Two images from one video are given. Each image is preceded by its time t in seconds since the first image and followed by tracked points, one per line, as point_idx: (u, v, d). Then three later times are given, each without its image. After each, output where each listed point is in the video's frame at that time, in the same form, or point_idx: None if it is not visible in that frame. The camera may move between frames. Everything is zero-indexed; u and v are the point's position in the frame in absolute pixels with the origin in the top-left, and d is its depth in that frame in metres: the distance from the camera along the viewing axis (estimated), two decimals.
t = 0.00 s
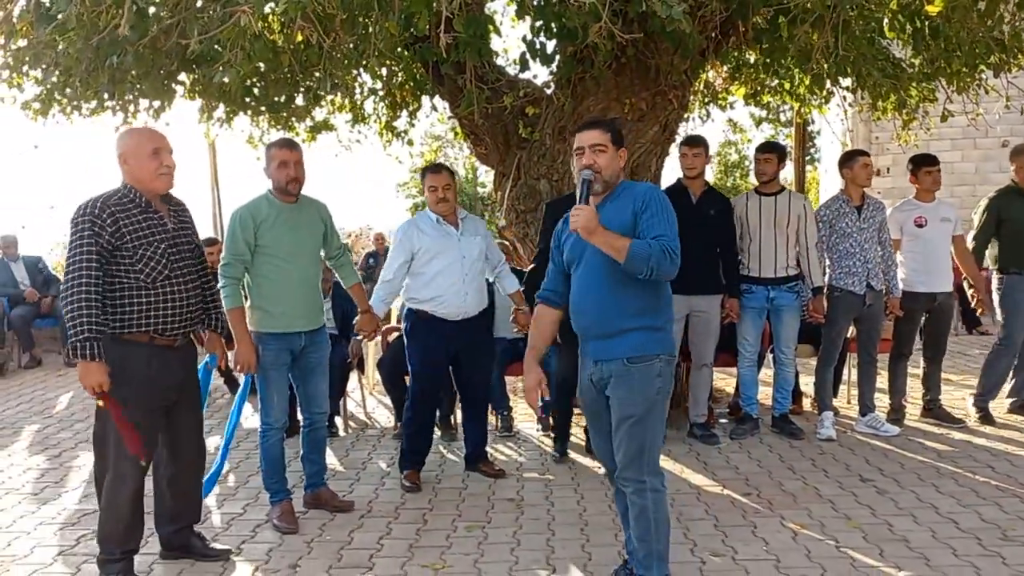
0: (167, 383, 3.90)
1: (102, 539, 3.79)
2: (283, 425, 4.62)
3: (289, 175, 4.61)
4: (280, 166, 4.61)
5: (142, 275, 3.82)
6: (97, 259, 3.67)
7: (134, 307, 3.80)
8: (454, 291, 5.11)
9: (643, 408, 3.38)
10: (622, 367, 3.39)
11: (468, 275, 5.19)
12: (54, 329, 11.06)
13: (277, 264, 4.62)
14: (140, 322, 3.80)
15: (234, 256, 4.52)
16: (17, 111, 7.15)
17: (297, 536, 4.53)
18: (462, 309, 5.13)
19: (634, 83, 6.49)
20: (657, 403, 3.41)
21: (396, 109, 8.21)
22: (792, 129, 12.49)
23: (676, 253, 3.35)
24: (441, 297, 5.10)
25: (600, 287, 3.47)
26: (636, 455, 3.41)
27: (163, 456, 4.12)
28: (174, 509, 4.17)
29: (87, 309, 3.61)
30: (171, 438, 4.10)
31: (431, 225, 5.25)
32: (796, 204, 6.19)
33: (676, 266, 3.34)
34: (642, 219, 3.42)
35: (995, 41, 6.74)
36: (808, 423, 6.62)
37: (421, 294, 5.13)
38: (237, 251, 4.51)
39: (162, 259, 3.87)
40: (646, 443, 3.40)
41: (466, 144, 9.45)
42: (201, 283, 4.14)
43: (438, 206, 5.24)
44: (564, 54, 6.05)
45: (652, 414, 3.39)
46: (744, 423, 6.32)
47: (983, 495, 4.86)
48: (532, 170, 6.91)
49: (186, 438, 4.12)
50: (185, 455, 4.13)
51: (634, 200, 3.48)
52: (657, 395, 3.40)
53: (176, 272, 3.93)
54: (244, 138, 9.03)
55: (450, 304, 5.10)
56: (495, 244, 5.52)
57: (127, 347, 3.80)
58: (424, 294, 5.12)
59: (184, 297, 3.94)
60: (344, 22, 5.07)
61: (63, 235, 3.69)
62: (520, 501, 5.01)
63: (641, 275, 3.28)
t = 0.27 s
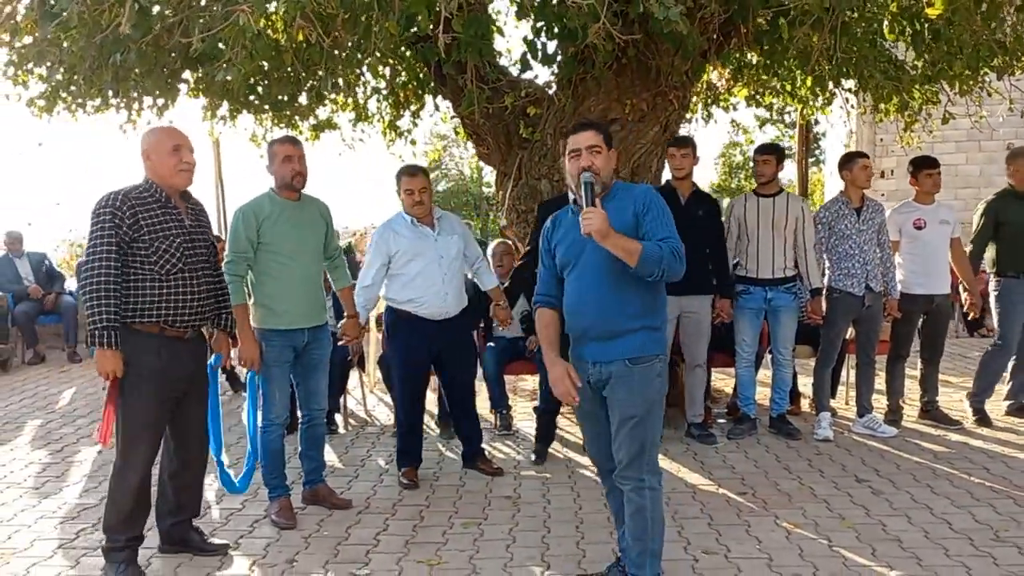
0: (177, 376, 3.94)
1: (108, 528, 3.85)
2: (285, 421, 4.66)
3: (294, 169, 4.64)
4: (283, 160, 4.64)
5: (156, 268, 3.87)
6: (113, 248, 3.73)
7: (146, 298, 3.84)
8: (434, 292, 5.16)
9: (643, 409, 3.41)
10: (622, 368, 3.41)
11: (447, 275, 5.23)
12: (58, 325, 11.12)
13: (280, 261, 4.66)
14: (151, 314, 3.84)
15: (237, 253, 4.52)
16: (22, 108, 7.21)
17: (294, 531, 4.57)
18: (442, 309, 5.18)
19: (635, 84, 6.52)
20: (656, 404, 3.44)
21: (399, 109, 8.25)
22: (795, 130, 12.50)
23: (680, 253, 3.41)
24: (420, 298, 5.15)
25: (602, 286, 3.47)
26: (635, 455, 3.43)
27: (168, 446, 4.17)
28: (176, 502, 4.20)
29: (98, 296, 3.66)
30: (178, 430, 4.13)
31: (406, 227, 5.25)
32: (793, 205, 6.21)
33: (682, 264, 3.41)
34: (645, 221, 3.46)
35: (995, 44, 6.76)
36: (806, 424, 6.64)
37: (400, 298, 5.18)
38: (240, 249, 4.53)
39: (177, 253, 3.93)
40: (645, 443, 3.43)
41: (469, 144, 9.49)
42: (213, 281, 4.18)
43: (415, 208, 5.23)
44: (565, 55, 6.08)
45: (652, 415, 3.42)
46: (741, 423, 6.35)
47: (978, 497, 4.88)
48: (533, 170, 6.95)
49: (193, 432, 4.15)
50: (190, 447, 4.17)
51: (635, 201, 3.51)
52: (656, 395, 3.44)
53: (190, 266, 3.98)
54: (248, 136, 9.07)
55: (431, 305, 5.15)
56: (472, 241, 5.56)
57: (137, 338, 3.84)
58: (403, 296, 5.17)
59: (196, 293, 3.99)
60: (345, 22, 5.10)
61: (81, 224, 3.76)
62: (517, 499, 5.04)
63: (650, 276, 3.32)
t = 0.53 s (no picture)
0: (182, 371, 3.97)
1: (116, 520, 3.90)
2: (288, 418, 4.69)
3: (303, 164, 4.68)
4: (291, 156, 4.67)
5: (157, 263, 3.90)
6: (114, 243, 3.75)
7: (146, 294, 3.86)
8: (422, 290, 5.19)
9: (632, 409, 3.43)
10: (610, 368, 3.43)
11: (434, 272, 5.26)
12: (62, 321, 11.17)
13: (285, 257, 4.69)
14: (152, 309, 3.87)
15: (243, 249, 4.56)
16: (27, 106, 7.24)
17: (292, 527, 4.59)
18: (431, 307, 5.21)
19: (635, 83, 6.53)
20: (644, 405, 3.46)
21: (401, 107, 8.27)
22: (799, 130, 12.50)
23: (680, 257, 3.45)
24: (409, 296, 5.17)
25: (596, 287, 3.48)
26: (622, 455, 3.45)
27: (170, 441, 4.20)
28: (175, 497, 4.24)
29: (104, 291, 3.70)
30: (181, 425, 4.16)
31: (391, 225, 5.26)
32: (791, 205, 6.23)
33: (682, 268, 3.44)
34: (644, 224, 3.48)
35: (996, 44, 6.75)
36: (805, 424, 6.66)
37: (388, 296, 5.20)
38: (247, 245, 4.57)
39: (179, 249, 3.95)
40: (632, 444, 3.45)
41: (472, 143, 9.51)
42: (216, 277, 4.20)
43: (399, 207, 5.25)
44: (566, 54, 6.10)
45: (640, 416, 3.44)
46: (740, 422, 6.36)
47: (974, 497, 4.89)
48: (534, 169, 6.97)
49: (195, 428, 4.18)
50: (193, 442, 4.20)
51: (633, 201, 3.53)
52: (645, 397, 3.45)
53: (194, 262, 4.01)
54: (252, 134, 9.10)
55: (420, 303, 5.18)
56: (455, 236, 5.56)
57: (138, 333, 3.86)
58: (392, 294, 5.19)
59: (197, 289, 4.01)
60: (345, 21, 5.12)
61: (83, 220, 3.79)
62: (514, 496, 5.07)
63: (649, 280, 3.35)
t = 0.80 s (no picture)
0: (189, 368, 4.00)
1: (124, 516, 3.93)
2: (295, 414, 4.71)
3: (313, 161, 4.71)
4: (303, 152, 4.70)
5: (162, 261, 3.92)
6: (117, 242, 3.78)
7: (152, 292, 3.89)
8: (424, 286, 5.21)
9: (625, 409, 3.44)
10: (602, 369, 3.45)
11: (436, 267, 5.29)
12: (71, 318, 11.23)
13: (294, 253, 4.71)
14: (158, 307, 3.89)
15: (254, 245, 4.59)
16: (34, 104, 7.28)
17: (297, 523, 4.62)
18: (433, 303, 5.24)
19: (640, 80, 6.53)
20: (640, 404, 3.46)
21: (407, 105, 8.28)
22: (807, 126, 12.45)
23: (679, 269, 3.40)
24: (410, 292, 5.19)
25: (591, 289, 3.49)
26: (618, 455, 3.47)
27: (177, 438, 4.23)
28: (182, 493, 4.26)
29: (110, 289, 3.73)
30: (188, 423, 4.18)
31: (392, 222, 5.29)
32: (795, 201, 6.22)
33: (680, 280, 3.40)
34: (642, 233, 3.43)
35: (1004, 39, 6.71)
36: (811, 420, 6.65)
37: (392, 292, 5.22)
38: (258, 241, 4.59)
39: (183, 246, 3.97)
40: (629, 443, 3.46)
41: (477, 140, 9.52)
42: (221, 273, 4.22)
43: (400, 203, 5.27)
44: (570, 51, 6.10)
45: (633, 416, 3.45)
46: (745, 419, 6.36)
47: (979, 494, 4.88)
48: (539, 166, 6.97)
49: (202, 425, 4.20)
50: (200, 439, 4.22)
51: (631, 205, 3.48)
52: (639, 396, 3.45)
53: (198, 259, 4.04)
54: (258, 131, 9.13)
55: (422, 298, 5.20)
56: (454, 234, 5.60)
57: (145, 331, 3.89)
58: (395, 290, 5.21)
59: (202, 286, 4.04)
60: (349, 19, 5.13)
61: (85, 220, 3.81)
62: (519, 492, 5.08)
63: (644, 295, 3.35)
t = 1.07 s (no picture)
0: (196, 368, 4.00)
1: (133, 516, 3.93)
2: (304, 412, 4.71)
3: (320, 159, 4.71)
4: (312, 151, 4.70)
5: (167, 260, 3.93)
6: (122, 242, 3.78)
7: (158, 292, 3.90)
8: (434, 283, 5.21)
9: (626, 410, 3.44)
10: (601, 370, 3.46)
11: (446, 265, 5.29)
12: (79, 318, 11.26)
13: (302, 251, 4.71)
14: (164, 307, 3.90)
15: (264, 245, 4.59)
16: (42, 104, 7.30)
17: (307, 521, 4.62)
18: (443, 300, 5.24)
19: (647, 77, 6.52)
20: (641, 403, 3.45)
21: (414, 103, 8.28)
22: (814, 123, 12.41)
23: (663, 272, 3.32)
24: (420, 289, 5.19)
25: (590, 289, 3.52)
26: (626, 454, 3.47)
27: (186, 439, 4.23)
28: (193, 492, 4.27)
29: (115, 289, 3.74)
30: (196, 423, 4.19)
31: (404, 218, 5.28)
32: (799, 198, 6.21)
33: (667, 282, 3.33)
34: (631, 233, 3.39)
35: (1014, 35, 6.67)
36: (820, 418, 6.63)
37: (403, 289, 5.22)
38: (267, 240, 4.60)
39: (188, 246, 3.97)
40: (634, 443, 3.46)
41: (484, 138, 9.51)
42: (228, 272, 4.22)
43: (412, 199, 5.26)
44: (577, 48, 6.09)
45: (635, 416, 3.44)
46: (754, 417, 6.35)
47: (991, 491, 4.86)
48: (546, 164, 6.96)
49: (211, 425, 4.21)
50: (209, 440, 4.23)
51: (625, 205, 3.44)
52: (640, 396, 3.44)
53: (203, 258, 4.04)
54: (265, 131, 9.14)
55: (432, 296, 5.21)
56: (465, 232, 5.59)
57: (152, 331, 3.90)
58: (405, 287, 5.21)
59: (209, 285, 4.04)
60: (355, 18, 5.13)
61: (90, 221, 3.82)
62: (528, 491, 5.07)
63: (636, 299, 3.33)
